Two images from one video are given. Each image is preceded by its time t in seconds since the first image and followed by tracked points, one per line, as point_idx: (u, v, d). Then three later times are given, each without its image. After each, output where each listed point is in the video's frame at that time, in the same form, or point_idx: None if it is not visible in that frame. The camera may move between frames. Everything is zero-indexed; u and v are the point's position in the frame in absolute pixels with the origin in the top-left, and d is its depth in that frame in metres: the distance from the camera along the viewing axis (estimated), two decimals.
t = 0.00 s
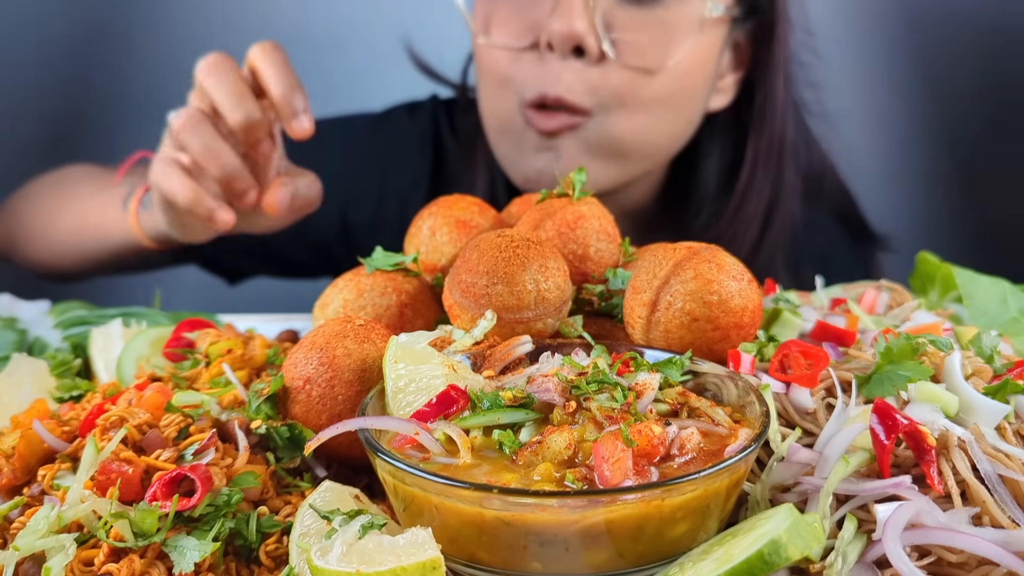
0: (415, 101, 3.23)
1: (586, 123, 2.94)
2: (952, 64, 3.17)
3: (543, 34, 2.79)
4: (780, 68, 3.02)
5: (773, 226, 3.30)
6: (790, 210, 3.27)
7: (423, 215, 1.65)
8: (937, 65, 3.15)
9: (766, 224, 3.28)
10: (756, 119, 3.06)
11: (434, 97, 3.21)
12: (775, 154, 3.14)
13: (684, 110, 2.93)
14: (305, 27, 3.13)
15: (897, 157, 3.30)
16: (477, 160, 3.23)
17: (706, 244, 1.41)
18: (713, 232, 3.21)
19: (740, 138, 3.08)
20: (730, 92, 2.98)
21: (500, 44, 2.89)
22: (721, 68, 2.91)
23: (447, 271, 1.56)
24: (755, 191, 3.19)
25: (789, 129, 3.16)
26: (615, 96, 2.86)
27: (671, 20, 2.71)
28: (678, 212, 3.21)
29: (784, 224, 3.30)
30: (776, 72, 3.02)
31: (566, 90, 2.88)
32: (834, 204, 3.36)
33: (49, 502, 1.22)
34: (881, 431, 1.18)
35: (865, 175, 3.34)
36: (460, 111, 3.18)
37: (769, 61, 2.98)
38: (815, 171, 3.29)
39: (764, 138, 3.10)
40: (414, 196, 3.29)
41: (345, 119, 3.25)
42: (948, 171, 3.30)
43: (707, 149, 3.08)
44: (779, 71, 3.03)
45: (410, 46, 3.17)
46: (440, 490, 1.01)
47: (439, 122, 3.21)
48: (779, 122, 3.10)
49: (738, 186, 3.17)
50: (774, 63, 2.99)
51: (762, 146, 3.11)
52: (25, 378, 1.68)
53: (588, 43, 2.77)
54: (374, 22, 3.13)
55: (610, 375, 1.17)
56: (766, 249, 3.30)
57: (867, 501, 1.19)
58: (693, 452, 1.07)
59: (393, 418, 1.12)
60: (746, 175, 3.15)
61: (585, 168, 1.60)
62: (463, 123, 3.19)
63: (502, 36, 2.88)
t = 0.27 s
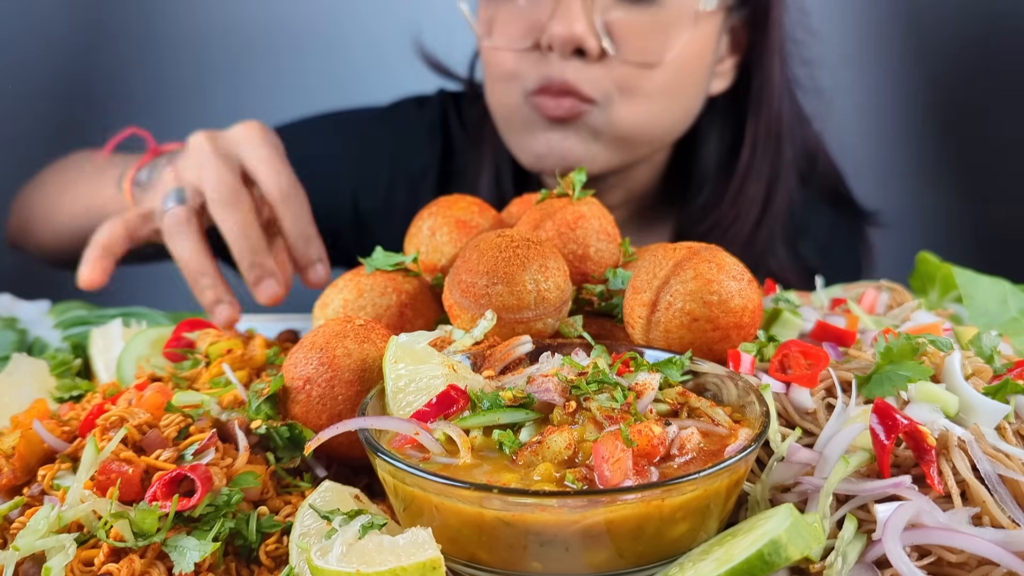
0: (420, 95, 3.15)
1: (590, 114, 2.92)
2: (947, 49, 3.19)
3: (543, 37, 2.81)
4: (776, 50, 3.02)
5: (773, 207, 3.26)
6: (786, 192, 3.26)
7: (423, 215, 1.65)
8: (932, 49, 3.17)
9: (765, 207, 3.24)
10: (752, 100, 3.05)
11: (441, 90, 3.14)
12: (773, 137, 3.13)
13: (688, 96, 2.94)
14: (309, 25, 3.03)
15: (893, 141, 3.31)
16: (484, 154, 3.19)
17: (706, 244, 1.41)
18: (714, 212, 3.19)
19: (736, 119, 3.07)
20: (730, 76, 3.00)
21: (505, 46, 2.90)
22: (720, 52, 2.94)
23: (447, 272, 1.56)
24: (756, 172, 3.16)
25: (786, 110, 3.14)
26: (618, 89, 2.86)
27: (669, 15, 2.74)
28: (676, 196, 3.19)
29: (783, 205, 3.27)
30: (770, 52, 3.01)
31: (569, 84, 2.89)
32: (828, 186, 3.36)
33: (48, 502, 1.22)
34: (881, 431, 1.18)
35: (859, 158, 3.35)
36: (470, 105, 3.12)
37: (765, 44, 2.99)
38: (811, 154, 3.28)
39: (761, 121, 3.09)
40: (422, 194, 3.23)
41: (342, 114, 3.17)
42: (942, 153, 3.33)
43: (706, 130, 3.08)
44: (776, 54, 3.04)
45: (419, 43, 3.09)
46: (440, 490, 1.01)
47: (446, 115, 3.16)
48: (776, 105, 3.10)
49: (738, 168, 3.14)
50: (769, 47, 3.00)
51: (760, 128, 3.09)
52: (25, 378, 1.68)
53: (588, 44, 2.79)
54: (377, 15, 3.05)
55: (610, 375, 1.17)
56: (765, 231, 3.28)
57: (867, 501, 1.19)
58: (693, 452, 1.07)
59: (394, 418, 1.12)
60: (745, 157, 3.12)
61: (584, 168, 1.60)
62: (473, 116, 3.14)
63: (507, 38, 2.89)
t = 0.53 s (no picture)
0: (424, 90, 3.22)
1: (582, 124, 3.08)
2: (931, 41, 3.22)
3: (539, 40, 2.92)
4: (760, 41, 3.06)
5: (755, 196, 3.32)
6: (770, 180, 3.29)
7: (423, 215, 1.65)
8: (916, 42, 3.21)
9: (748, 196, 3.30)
10: (738, 92, 3.09)
11: (447, 85, 3.18)
12: (757, 127, 3.17)
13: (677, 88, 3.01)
14: (313, 27, 3.17)
15: (875, 133, 3.36)
16: (482, 142, 3.21)
17: (706, 244, 1.41)
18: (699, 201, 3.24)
19: (723, 112, 3.09)
20: (717, 70, 3.03)
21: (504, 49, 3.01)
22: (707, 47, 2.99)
23: (447, 271, 1.56)
24: (739, 162, 3.22)
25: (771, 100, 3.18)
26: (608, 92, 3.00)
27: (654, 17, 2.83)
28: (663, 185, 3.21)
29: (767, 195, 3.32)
30: (756, 44, 3.06)
31: (565, 84, 3.01)
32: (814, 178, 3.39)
33: (49, 502, 1.22)
34: (881, 431, 1.18)
35: (844, 151, 3.39)
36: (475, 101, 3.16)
37: (749, 37, 3.04)
38: (797, 147, 3.32)
39: (746, 113, 3.13)
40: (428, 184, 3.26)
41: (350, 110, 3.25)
42: (925, 144, 3.38)
43: (692, 123, 3.09)
44: (759, 46, 3.08)
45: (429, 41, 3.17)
46: (440, 490, 1.01)
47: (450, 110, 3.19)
48: (761, 97, 3.14)
49: (723, 157, 3.18)
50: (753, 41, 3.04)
51: (745, 119, 3.13)
52: (25, 378, 1.68)
53: (581, 47, 2.91)
54: (379, 15, 3.14)
55: (610, 375, 1.17)
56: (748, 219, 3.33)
57: (868, 502, 1.19)
58: (693, 452, 1.07)
59: (393, 418, 1.12)
60: (729, 147, 3.16)
61: (584, 168, 1.60)
62: (476, 107, 3.17)
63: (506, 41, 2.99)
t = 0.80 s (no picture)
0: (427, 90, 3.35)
1: (591, 100, 3.08)
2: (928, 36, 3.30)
3: (546, 28, 2.95)
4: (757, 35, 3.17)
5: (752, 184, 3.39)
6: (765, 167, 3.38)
7: (423, 215, 1.65)
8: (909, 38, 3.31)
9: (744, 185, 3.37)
10: (734, 82, 3.19)
11: (450, 84, 3.31)
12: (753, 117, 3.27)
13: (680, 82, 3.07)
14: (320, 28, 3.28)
15: (868, 125, 3.46)
16: (488, 131, 3.33)
17: (707, 244, 1.41)
18: (696, 186, 3.34)
19: (720, 101, 3.21)
20: (717, 61, 3.14)
21: (512, 35, 3.03)
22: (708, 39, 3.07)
23: (447, 271, 1.56)
24: (736, 151, 3.29)
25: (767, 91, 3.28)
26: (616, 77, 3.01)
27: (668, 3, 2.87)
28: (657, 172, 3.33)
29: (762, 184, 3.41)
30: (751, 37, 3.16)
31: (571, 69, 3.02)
32: (806, 169, 3.51)
33: (49, 502, 1.22)
34: (881, 431, 1.18)
35: (836, 142, 3.50)
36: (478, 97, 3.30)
37: (748, 29, 3.15)
38: (790, 137, 3.43)
39: (743, 103, 3.23)
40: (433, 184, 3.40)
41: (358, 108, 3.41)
42: (917, 138, 3.48)
43: (691, 112, 3.21)
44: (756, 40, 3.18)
45: (433, 42, 3.30)
46: (440, 490, 1.01)
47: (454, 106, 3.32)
48: (757, 88, 3.25)
49: (720, 144, 3.27)
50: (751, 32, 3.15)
51: (742, 109, 3.23)
52: (25, 378, 1.68)
53: (590, 36, 2.93)
54: (387, 15, 3.26)
55: (610, 375, 1.17)
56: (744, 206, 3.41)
57: (867, 502, 1.19)
58: (693, 452, 1.07)
59: (393, 418, 1.12)
60: (726, 135, 3.26)
61: (584, 168, 1.60)
62: (480, 102, 3.30)
63: (513, 28, 3.01)
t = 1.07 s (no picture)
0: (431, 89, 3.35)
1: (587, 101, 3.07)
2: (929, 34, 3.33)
3: (545, 17, 2.93)
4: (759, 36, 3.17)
5: (756, 183, 3.40)
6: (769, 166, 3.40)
7: (422, 215, 1.65)
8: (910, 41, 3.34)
9: (748, 183, 3.39)
10: (738, 82, 3.17)
11: (453, 84, 3.31)
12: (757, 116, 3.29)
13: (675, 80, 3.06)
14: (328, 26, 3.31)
15: (868, 123, 3.49)
16: (493, 132, 3.30)
17: (706, 244, 1.41)
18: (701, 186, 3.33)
19: (724, 102, 3.19)
20: (718, 60, 3.11)
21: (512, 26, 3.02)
22: (708, 37, 3.07)
23: (447, 271, 1.55)
24: (740, 149, 3.30)
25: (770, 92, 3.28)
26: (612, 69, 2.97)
27: None
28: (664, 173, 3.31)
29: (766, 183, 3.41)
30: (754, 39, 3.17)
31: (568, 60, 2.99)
32: (809, 168, 3.51)
33: (49, 502, 1.22)
34: (881, 431, 1.18)
35: (836, 141, 3.52)
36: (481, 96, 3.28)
37: (749, 29, 3.14)
38: (792, 137, 3.44)
39: (746, 102, 3.22)
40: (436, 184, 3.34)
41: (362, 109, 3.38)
42: (917, 139, 3.52)
43: (695, 114, 3.18)
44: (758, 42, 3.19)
45: (438, 42, 3.30)
46: (440, 490, 1.01)
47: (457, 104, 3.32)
48: (760, 87, 3.25)
49: (725, 142, 3.27)
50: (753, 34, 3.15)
51: (744, 110, 3.23)
52: (25, 379, 1.68)
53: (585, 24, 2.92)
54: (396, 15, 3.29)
55: (610, 375, 1.17)
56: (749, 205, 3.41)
57: (868, 502, 1.19)
58: (693, 452, 1.07)
59: (393, 418, 1.12)
60: (730, 136, 3.26)
61: (584, 168, 1.60)
62: (485, 101, 3.28)
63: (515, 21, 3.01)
